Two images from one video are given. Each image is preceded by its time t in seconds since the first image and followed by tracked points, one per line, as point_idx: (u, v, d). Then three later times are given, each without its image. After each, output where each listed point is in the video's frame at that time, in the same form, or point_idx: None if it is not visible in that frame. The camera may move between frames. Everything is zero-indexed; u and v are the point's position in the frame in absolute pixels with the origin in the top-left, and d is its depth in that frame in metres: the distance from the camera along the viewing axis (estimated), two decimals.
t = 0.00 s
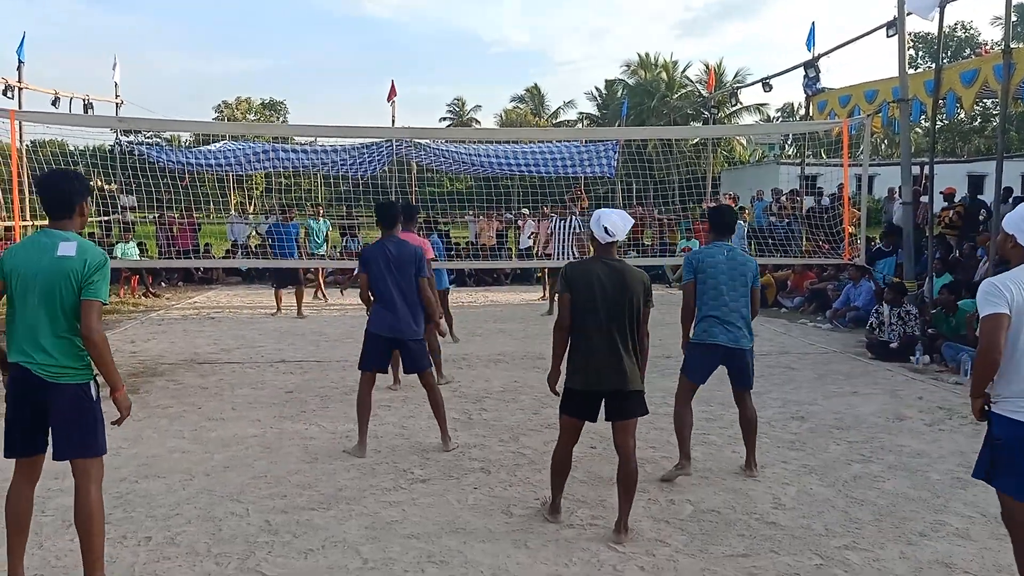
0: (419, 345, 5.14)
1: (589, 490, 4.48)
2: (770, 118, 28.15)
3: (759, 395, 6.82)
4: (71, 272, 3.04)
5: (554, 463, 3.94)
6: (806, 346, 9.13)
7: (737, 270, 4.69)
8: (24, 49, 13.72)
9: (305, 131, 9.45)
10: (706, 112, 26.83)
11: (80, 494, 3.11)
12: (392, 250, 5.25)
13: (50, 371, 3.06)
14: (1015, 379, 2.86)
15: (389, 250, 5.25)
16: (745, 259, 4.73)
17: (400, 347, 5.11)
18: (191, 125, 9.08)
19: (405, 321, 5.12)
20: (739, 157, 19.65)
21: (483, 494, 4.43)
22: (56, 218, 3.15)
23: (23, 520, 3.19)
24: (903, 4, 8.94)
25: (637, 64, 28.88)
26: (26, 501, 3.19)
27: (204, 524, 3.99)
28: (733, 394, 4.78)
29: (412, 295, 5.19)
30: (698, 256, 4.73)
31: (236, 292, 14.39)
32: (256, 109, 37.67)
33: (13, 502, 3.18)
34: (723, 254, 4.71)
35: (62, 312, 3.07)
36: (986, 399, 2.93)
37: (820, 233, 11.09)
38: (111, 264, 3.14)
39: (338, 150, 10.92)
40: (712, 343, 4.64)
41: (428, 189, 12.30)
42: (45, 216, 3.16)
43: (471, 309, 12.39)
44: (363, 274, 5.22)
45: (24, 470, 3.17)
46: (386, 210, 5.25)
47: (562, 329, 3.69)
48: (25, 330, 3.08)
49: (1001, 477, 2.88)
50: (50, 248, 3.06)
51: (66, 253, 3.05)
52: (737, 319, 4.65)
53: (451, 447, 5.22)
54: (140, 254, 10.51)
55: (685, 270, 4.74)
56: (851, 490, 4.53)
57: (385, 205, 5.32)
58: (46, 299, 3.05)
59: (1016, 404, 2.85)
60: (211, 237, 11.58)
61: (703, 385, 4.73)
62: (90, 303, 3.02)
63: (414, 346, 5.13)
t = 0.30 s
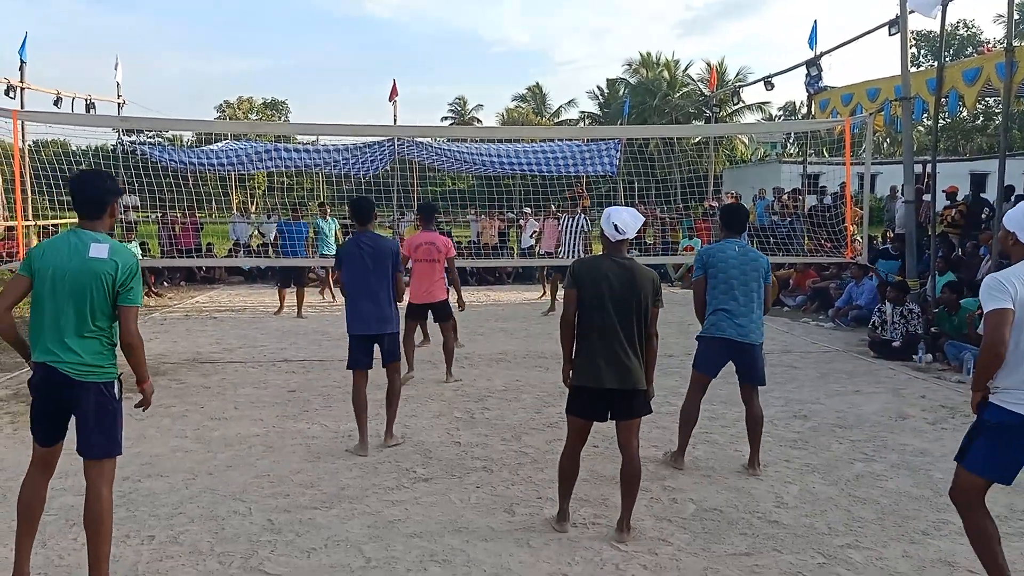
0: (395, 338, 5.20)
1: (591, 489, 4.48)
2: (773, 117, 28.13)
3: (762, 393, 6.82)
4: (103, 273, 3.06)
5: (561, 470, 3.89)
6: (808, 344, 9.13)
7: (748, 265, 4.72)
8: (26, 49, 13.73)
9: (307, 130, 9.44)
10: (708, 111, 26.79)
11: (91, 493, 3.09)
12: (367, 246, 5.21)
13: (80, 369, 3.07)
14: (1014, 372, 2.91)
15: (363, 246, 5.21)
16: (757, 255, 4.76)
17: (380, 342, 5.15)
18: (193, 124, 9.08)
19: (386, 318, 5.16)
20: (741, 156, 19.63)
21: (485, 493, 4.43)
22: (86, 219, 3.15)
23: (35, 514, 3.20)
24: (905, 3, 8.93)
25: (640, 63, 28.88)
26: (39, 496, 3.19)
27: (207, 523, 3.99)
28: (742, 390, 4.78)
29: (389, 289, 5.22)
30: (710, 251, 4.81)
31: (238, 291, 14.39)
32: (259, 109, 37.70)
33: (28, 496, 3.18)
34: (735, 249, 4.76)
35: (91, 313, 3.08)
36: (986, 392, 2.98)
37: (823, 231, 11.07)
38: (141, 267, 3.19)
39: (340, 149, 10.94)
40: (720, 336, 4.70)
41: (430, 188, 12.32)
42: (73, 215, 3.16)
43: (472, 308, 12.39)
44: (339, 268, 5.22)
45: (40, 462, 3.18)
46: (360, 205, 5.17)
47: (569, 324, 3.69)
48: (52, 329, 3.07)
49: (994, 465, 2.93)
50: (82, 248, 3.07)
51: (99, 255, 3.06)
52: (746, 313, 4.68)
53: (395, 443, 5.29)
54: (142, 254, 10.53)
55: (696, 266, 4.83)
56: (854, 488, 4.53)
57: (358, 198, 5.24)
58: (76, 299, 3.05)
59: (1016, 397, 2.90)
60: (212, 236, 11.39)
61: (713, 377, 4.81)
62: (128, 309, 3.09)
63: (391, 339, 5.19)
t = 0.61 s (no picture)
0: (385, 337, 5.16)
1: (592, 488, 4.48)
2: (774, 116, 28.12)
3: (762, 392, 6.82)
4: (112, 272, 3.06)
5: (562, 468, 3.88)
6: (809, 343, 9.13)
7: (731, 266, 4.75)
8: (27, 48, 13.73)
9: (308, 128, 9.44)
10: (709, 110, 26.78)
11: (97, 490, 3.08)
12: (363, 244, 5.23)
13: (88, 368, 3.07)
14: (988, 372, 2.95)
15: (360, 244, 5.23)
16: (739, 254, 4.78)
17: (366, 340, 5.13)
18: (194, 123, 9.08)
19: (373, 316, 5.13)
20: (742, 155, 19.63)
21: (486, 492, 4.43)
22: (98, 218, 3.16)
23: (38, 511, 3.20)
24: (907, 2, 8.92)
25: (641, 62, 28.90)
26: (42, 495, 3.19)
27: (208, 521, 4.00)
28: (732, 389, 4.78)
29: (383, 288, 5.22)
30: (692, 254, 4.82)
31: (239, 290, 14.39)
32: (260, 108, 37.71)
33: (31, 494, 3.18)
34: (717, 251, 4.78)
35: (99, 311, 3.08)
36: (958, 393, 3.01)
37: (824, 232, 11.04)
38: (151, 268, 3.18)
39: (343, 148, 10.91)
40: (706, 337, 4.71)
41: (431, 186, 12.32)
42: (85, 213, 3.18)
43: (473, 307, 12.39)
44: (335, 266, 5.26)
45: (43, 461, 3.18)
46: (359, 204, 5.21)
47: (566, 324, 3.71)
48: (62, 327, 3.08)
49: (967, 460, 2.94)
50: (92, 246, 3.07)
51: (108, 253, 3.06)
52: (731, 313, 4.69)
53: (381, 441, 5.36)
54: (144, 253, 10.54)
55: (679, 269, 4.83)
56: (855, 488, 4.53)
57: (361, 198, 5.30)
58: (85, 298, 3.06)
59: (990, 398, 2.93)
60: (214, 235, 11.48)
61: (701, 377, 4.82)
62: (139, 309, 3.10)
63: (380, 338, 5.15)
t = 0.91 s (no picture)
0: (365, 337, 5.16)
1: (593, 488, 4.49)
2: (775, 116, 28.14)
3: (763, 393, 6.82)
4: (102, 271, 3.04)
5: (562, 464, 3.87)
6: (810, 344, 9.13)
7: (719, 264, 4.84)
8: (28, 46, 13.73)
9: (310, 128, 9.44)
10: (711, 111, 26.77)
11: (95, 487, 3.09)
12: (341, 244, 5.24)
13: (78, 365, 3.07)
14: (930, 366, 3.01)
15: (337, 244, 5.24)
16: (726, 251, 4.85)
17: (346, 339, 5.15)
18: (195, 123, 9.08)
19: (353, 316, 5.15)
20: (743, 156, 19.64)
21: (487, 491, 4.43)
22: (90, 217, 3.16)
23: (21, 507, 3.21)
24: (909, 3, 8.91)
25: (642, 62, 28.93)
26: (24, 491, 3.19)
27: (209, 520, 4.00)
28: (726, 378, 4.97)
29: (359, 286, 5.20)
30: (681, 253, 4.90)
31: (240, 289, 14.39)
32: (262, 107, 37.74)
33: (15, 491, 3.18)
34: (704, 249, 4.86)
35: (89, 310, 3.07)
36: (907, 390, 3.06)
37: (824, 233, 11.00)
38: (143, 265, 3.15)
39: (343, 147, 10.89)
40: (701, 334, 4.80)
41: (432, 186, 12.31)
42: (80, 211, 3.17)
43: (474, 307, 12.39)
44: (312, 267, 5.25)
45: (27, 459, 3.18)
46: (337, 206, 5.24)
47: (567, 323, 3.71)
48: (52, 325, 3.09)
49: (918, 455, 3.01)
50: (83, 245, 3.05)
51: (99, 253, 3.04)
52: (721, 310, 4.80)
53: (383, 440, 5.37)
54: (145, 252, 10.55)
55: (668, 268, 4.89)
56: (855, 488, 4.53)
57: (338, 199, 5.30)
58: (75, 296, 3.05)
59: (935, 392, 2.99)
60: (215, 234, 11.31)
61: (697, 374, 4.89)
62: (128, 306, 3.06)
63: (361, 337, 5.17)
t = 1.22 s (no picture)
0: (335, 335, 5.14)
1: (594, 489, 4.49)
2: (777, 118, 28.16)
3: (764, 395, 6.82)
4: (54, 267, 3.03)
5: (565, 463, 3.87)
6: (811, 346, 9.12)
7: (740, 278, 4.96)
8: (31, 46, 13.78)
9: (312, 129, 9.45)
10: (712, 112, 26.78)
11: (79, 489, 3.07)
12: (306, 242, 5.15)
13: (42, 365, 3.06)
14: (917, 368, 3.01)
15: (302, 242, 5.15)
16: (747, 267, 4.99)
17: (319, 338, 5.12)
18: (197, 122, 9.09)
19: (323, 316, 5.11)
20: (745, 158, 19.65)
21: (488, 492, 4.44)
22: (41, 216, 3.15)
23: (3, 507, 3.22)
24: (911, 5, 8.92)
25: (644, 63, 28.96)
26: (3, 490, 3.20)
27: (210, 520, 4.00)
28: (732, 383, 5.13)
29: (320, 287, 5.11)
30: (702, 263, 4.98)
31: (242, 289, 14.40)
32: (263, 108, 37.79)
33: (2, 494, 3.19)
34: (726, 262, 4.97)
35: (45, 308, 3.06)
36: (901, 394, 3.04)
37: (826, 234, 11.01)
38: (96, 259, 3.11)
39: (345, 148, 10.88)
40: (720, 343, 4.92)
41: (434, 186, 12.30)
42: (33, 214, 3.17)
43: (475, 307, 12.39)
44: (278, 266, 5.18)
45: None
46: (297, 203, 5.08)
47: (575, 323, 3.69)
48: (15, 328, 3.10)
49: (909, 458, 3.01)
50: (36, 243, 3.06)
51: (50, 249, 3.04)
52: (740, 322, 4.95)
53: (340, 444, 5.22)
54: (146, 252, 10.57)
55: (691, 276, 4.96)
56: (856, 490, 4.53)
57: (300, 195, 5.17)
58: (32, 295, 3.05)
59: (923, 395, 2.98)
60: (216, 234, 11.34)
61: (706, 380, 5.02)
62: (75, 298, 3.00)
63: (334, 336, 5.14)
